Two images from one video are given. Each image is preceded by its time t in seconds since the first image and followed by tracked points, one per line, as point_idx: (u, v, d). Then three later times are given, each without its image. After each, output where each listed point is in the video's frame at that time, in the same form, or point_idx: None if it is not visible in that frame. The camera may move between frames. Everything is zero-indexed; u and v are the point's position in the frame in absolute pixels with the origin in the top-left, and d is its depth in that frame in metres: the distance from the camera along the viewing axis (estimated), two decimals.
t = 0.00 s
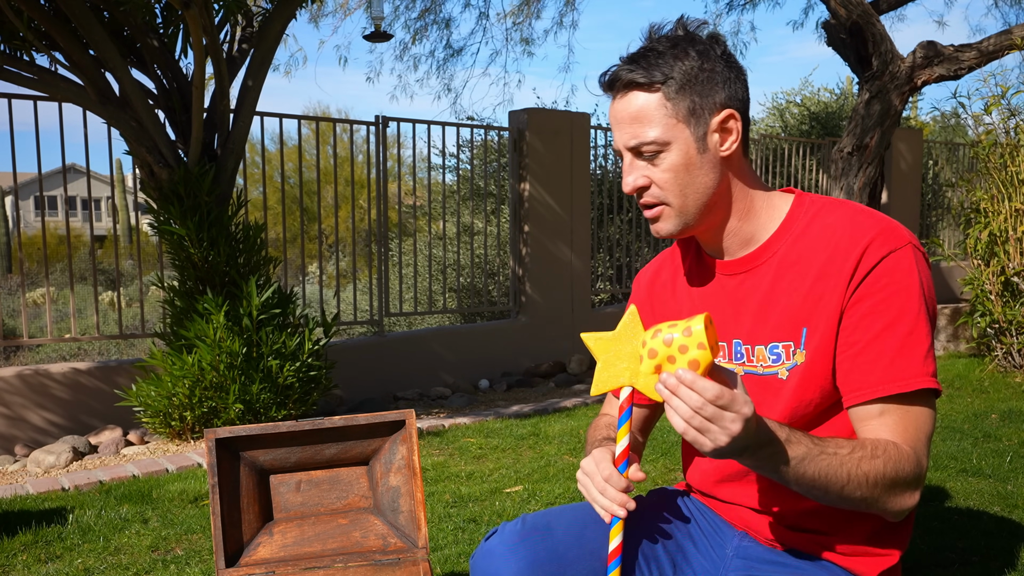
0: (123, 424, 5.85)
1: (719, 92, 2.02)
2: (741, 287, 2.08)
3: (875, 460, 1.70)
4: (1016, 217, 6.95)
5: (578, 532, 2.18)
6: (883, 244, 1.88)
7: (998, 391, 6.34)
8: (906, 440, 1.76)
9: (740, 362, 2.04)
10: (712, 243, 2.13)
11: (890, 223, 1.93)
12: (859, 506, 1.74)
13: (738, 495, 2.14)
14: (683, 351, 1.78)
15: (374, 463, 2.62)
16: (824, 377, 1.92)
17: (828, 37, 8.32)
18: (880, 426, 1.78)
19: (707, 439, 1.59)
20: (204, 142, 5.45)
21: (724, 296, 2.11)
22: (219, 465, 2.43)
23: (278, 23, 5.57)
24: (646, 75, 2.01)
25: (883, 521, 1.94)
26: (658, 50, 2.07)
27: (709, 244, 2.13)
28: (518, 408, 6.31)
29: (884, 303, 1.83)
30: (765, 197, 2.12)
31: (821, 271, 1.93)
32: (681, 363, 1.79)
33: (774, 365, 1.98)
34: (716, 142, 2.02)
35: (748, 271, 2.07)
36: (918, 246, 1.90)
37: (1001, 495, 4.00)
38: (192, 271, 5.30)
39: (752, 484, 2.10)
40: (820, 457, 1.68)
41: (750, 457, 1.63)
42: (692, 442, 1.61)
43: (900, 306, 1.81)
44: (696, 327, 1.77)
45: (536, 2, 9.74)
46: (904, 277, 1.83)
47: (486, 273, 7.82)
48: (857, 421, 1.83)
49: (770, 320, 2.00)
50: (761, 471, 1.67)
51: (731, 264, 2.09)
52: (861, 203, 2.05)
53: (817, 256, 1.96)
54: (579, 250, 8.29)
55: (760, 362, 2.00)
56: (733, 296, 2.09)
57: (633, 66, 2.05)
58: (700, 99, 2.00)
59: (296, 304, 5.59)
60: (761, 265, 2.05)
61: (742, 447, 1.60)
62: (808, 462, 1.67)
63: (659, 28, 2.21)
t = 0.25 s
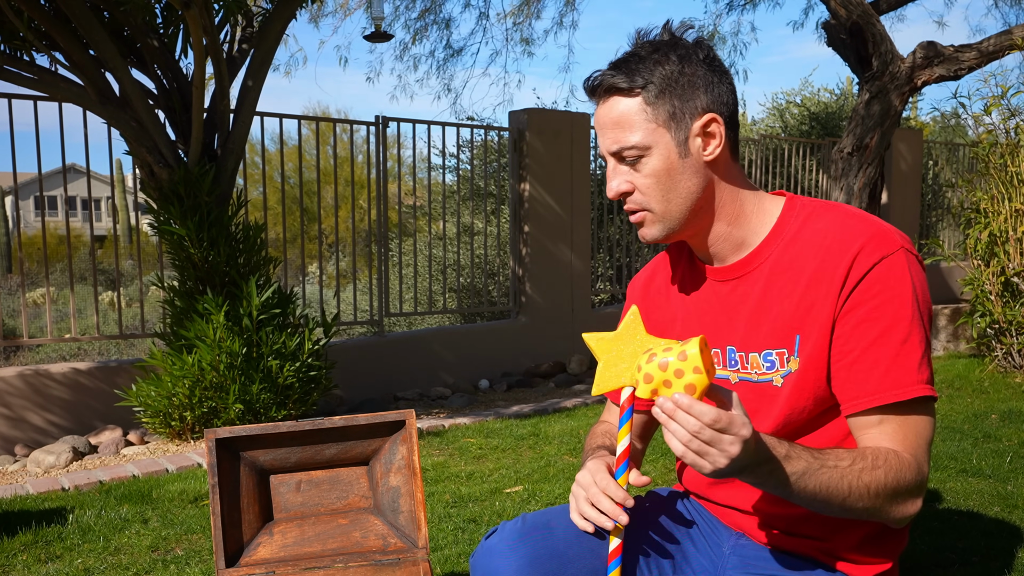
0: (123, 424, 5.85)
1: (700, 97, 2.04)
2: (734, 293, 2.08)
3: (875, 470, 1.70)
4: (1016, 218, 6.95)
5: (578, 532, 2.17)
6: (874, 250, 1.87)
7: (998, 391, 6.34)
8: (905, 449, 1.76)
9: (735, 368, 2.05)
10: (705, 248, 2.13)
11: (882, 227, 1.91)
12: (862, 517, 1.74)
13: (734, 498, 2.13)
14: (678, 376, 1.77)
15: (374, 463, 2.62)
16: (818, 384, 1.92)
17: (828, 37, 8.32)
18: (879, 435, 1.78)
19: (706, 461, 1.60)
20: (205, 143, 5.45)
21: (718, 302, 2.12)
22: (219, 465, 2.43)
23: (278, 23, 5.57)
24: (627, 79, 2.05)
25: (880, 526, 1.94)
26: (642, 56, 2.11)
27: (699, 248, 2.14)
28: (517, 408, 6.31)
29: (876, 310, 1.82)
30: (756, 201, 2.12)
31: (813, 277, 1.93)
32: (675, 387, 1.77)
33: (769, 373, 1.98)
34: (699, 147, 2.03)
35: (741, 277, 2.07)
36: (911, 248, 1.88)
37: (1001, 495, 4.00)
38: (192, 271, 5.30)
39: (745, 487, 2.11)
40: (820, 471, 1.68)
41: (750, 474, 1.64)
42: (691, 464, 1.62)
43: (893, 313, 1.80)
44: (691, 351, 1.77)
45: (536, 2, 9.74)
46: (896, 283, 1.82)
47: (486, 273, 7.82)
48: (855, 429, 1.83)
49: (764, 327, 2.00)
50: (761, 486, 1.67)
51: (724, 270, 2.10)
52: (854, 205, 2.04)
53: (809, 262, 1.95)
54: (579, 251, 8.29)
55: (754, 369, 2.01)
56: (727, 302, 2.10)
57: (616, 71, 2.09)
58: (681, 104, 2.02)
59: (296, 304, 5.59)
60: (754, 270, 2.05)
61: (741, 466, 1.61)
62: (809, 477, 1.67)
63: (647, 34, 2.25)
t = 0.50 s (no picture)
0: (123, 425, 5.85)
1: (690, 98, 2.04)
2: (729, 296, 2.09)
3: (869, 476, 1.70)
4: (1016, 219, 6.94)
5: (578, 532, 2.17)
6: (867, 255, 1.86)
7: (998, 392, 6.33)
8: (900, 454, 1.76)
9: (730, 373, 2.05)
10: (699, 251, 2.14)
11: (876, 231, 1.91)
12: (857, 522, 1.75)
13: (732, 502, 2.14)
14: (668, 383, 1.77)
15: (374, 464, 2.62)
16: (812, 389, 1.92)
17: (828, 38, 8.32)
18: (874, 440, 1.78)
19: (697, 468, 1.61)
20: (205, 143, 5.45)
21: (713, 306, 2.12)
22: (219, 465, 2.43)
23: (278, 24, 5.57)
24: (617, 80, 2.06)
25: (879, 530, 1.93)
26: (634, 57, 2.12)
27: (693, 250, 2.15)
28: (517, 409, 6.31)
29: (871, 316, 1.81)
30: (750, 202, 2.12)
31: (806, 282, 1.93)
32: (666, 394, 1.78)
33: (763, 377, 1.99)
34: (689, 149, 2.02)
35: (735, 281, 2.07)
36: (906, 252, 1.87)
37: (1001, 496, 4.01)
38: (192, 271, 5.30)
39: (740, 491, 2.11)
40: (813, 477, 1.69)
41: (743, 479, 1.66)
42: (682, 470, 1.63)
43: (888, 319, 1.79)
44: (680, 358, 1.77)
45: (536, 2, 9.75)
46: (890, 288, 1.81)
47: (486, 274, 7.83)
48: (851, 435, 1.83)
49: (758, 332, 2.00)
50: (753, 492, 1.69)
51: (718, 274, 2.11)
52: (849, 208, 2.03)
53: (802, 266, 1.95)
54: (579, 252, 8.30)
55: (749, 374, 2.01)
56: (721, 306, 2.10)
57: (607, 72, 2.10)
58: (671, 106, 2.02)
59: (296, 305, 5.59)
60: (748, 274, 2.05)
61: (733, 472, 1.63)
62: (801, 483, 1.68)
63: (642, 36, 2.26)
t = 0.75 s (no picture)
0: (123, 424, 5.85)
1: (676, 99, 2.03)
2: (717, 300, 2.09)
3: (866, 482, 1.70)
4: (1016, 219, 6.94)
5: (577, 532, 2.17)
6: (855, 260, 1.85)
7: (998, 392, 6.33)
8: (896, 460, 1.76)
9: (720, 377, 2.06)
10: (687, 252, 2.14)
11: (864, 235, 1.90)
12: (852, 527, 1.76)
13: (730, 504, 2.14)
14: (664, 391, 1.77)
15: (374, 464, 2.62)
16: (801, 394, 1.92)
17: (828, 38, 8.32)
18: (868, 446, 1.78)
19: (692, 476, 1.61)
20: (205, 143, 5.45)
21: (702, 309, 2.12)
22: (219, 465, 2.43)
23: (279, 23, 5.57)
24: (603, 80, 2.06)
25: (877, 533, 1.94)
26: (622, 57, 2.12)
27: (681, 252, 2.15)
28: (517, 408, 6.31)
29: (859, 323, 1.80)
30: (738, 203, 2.12)
31: (794, 287, 1.93)
32: (661, 402, 1.78)
33: (752, 382, 1.99)
34: (674, 149, 2.02)
35: (723, 284, 2.07)
36: (895, 256, 1.86)
37: (1001, 496, 4.00)
38: (192, 271, 5.30)
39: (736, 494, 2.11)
40: (808, 483, 1.69)
41: (739, 485, 1.66)
42: (677, 477, 1.63)
43: (877, 326, 1.78)
44: (676, 365, 1.77)
45: (536, 2, 9.74)
46: (879, 294, 1.80)
47: (486, 274, 7.83)
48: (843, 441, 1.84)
49: (746, 336, 2.00)
50: (749, 497, 1.69)
51: (707, 277, 2.11)
52: (839, 210, 2.02)
53: (790, 270, 1.95)
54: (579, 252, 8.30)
55: (737, 379, 2.02)
56: (710, 310, 2.10)
57: (593, 72, 2.10)
58: (656, 106, 2.02)
59: (296, 304, 5.59)
60: (736, 277, 2.05)
61: (729, 479, 1.62)
62: (798, 489, 1.69)
63: (630, 35, 2.26)
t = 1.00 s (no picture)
0: (123, 424, 5.86)
1: (664, 106, 2.04)
2: (712, 304, 2.08)
3: (862, 487, 1.70)
4: (1016, 218, 6.94)
5: (575, 532, 2.17)
6: (849, 265, 1.85)
7: (998, 392, 6.33)
8: (891, 464, 1.76)
9: (715, 381, 2.06)
10: (681, 258, 2.14)
11: (857, 239, 1.90)
12: (849, 532, 1.76)
13: (727, 506, 2.15)
14: (660, 399, 1.74)
15: (374, 464, 2.62)
16: (796, 399, 1.92)
17: (827, 38, 8.32)
18: (863, 451, 1.79)
19: (689, 483, 1.61)
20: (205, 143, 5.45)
21: (697, 314, 2.12)
22: (219, 465, 2.43)
23: (279, 23, 5.57)
24: (591, 89, 2.06)
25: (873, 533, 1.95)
26: (610, 64, 2.13)
27: (676, 258, 2.15)
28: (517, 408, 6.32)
29: (854, 328, 1.80)
30: (730, 207, 2.12)
31: (788, 292, 1.92)
32: (655, 410, 1.75)
33: (747, 387, 1.99)
34: (665, 156, 2.02)
35: (717, 288, 2.07)
36: (889, 259, 1.86)
37: (1001, 496, 4.00)
38: (192, 271, 5.30)
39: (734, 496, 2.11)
40: (805, 488, 1.69)
41: (736, 489, 1.65)
42: (673, 485, 1.62)
43: (871, 332, 1.78)
44: (672, 373, 1.74)
45: (536, 2, 9.74)
46: (872, 299, 1.80)
47: (486, 274, 7.82)
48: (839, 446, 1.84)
49: (741, 341, 2.00)
50: (745, 502, 1.69)
51: (701, 281, 2.10)
52: (832, 213, 2.02)
53: (784, 275, 1.94)
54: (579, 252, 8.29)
55: (733, 384, 2.02)
56: (704, 314, 2.10)
57: (581, 81, 2.11)
58: (646, 113, 2.02)
59: (296, 305, 5.59)
60: (730, 282, 2.05)
61: (724, 485, 1.62)
62: (794, 494, 1.68)
63: (618, 40, 2.27)
